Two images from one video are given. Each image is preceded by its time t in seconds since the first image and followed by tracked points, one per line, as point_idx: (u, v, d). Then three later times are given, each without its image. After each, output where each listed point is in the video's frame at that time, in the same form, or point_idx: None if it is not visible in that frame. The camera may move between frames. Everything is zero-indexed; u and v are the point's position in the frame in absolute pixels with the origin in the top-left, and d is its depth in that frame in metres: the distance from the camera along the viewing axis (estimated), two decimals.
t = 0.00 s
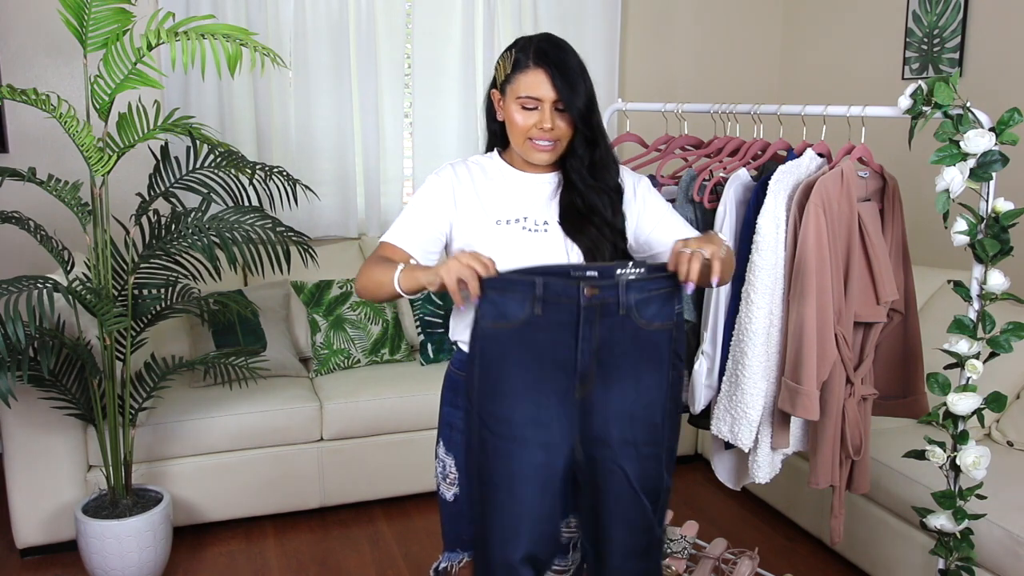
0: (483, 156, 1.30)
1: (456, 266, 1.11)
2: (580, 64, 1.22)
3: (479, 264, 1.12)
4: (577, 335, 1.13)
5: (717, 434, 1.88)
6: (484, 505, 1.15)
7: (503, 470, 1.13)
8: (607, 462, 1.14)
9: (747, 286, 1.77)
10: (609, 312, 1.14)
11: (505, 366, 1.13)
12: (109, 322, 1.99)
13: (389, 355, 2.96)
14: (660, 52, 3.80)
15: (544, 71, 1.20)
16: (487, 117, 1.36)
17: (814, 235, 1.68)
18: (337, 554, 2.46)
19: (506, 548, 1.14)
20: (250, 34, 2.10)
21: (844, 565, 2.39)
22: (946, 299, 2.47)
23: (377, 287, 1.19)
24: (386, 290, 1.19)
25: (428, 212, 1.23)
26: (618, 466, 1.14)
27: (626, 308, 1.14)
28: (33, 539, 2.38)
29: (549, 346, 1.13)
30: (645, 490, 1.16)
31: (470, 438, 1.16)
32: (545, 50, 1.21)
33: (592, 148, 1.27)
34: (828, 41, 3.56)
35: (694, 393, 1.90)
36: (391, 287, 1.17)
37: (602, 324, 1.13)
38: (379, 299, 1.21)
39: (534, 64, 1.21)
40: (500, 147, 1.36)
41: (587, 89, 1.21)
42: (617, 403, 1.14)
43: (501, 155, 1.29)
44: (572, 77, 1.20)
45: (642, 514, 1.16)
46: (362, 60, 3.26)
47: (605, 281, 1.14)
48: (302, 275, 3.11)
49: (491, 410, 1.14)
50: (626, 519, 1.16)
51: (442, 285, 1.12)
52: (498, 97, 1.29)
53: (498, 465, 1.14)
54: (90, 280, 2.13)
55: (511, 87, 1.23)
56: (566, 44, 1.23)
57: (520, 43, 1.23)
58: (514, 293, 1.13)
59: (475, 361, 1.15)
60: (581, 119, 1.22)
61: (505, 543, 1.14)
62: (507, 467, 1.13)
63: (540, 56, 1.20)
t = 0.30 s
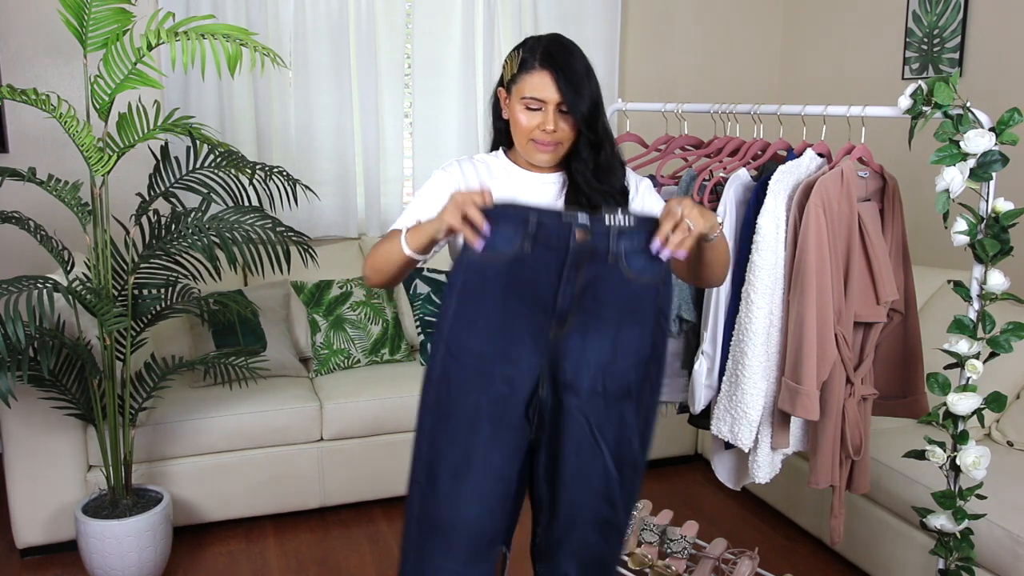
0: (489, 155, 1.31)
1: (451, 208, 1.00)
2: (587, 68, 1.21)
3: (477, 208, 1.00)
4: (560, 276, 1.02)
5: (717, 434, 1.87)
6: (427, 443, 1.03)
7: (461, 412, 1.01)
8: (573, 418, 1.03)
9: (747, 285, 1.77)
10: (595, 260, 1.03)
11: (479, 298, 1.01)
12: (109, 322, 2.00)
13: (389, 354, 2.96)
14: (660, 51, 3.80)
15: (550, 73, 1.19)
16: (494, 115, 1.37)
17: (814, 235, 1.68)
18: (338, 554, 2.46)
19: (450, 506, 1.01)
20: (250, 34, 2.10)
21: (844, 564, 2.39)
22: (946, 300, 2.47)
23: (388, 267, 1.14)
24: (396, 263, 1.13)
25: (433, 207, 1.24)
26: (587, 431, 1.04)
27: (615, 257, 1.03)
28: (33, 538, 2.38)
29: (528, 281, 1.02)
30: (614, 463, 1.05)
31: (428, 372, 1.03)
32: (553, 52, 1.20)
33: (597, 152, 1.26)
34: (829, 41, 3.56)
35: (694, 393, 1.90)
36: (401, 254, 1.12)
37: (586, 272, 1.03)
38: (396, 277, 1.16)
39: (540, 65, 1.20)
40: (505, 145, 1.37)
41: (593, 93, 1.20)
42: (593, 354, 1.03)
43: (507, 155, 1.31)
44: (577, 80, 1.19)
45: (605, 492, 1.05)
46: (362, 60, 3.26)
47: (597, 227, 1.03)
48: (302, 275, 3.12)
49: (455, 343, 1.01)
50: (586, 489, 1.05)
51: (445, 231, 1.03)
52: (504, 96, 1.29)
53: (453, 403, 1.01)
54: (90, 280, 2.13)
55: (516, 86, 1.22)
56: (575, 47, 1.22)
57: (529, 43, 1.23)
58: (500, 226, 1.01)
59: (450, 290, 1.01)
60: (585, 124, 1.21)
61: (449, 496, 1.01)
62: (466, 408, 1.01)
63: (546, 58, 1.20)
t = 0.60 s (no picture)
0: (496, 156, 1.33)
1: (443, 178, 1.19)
2: (589, 69, 1.24)
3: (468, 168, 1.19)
4: (555, 208, 1.20)
5: (717, 434, 1.87)
6: (419, 369, 1.22)
7: (453, 336, 1.21)
8: (573, 350, 1.23)
9: (747, 285, 1.77)
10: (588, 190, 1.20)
11: (479, 235, 1.20)
12: (109, 322, 2.00)
13: (389, 355, 2.97)
14: (660, 51, 3.80)
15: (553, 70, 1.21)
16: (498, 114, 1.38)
17: (814, 235, 1.68)
18: (338, 555, 2.46)
19: (448, 419, 1.21)
20: (250, 34, 2.10)
21: (844, 564, 2.39)
22: (946, 300, 2.47)
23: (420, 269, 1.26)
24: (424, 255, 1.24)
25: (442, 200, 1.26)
26: (582, 356, 1.23)
27: (607, 188, 1.20)
28: (33, 539, 2.38)
29: (525, 219, 1.20)
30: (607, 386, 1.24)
31: (424, 299, 1.21)
32: (556, 52, 1.23)
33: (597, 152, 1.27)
34: (829, 41, 3.56)
35: (694, 393, 1.89)
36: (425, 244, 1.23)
37: (581, 202, 1.20)
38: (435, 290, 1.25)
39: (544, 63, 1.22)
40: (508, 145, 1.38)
41: (594, 93, 1.23)
42: (590, 285, 1.21)
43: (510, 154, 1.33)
44: (579, 80, 1.21)
45: (602, 412, 1.25)
46: (362, 60, 3.26)
47: (588, 155, 1.20)
48: (302, 275, 3.12)
49: (454, 276, 1.21)
50: (582, 408, 1.24)
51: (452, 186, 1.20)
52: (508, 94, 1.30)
53: (445, 335, 1.21)
54: (90, 280, 2.13)
55: (519, 83, 1.24)
56: (578, 49, 1.25)
57: (533, 42, 1.25)
58: (498, 157, 1.19)
59: (448, 228, 1.20)
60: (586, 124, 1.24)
61: (446, 414, 1.21)
62: (460, 335, 1.21)
63: (550, 56, 1.22)
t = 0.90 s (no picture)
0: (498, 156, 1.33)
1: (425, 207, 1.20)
2: (595, 67, 1.22)
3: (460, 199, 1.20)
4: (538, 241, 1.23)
5: (717, 434, 1.87)
6: (421, 385, 1.27)
7: (451, 355, 1.25)
8: (568, 366, 1.24)
9: (747, 285, 1.77)
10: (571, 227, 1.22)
11: (466, 263, 1.24)
12: (109, 322, 2.00)
13: (389, 355, 2.97)
14: (660, 51, 3.80)
15: (557, 68, 1.20)
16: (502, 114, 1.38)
17: (814, 235, 1.68)
18: (338, 555, 2.46)
19: (454, 438, 1.26)
20: (250, 34, 2.10)
21: (844, 564, 2.39)
22: (946, 299, 2.47)
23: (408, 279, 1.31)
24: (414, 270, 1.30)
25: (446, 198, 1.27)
26: (584, 375, 1.24)
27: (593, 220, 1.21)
28: (33, 538, 2.38)
29: (511, 246, 1.24)
30: (614, 405, 1.24)
31: (418, 324, 1.27)
32: (561, 49, 1.21)
33: (603, 151, 1.25)
34: (829, 41, 3.56)
35: (694, 393, 1.89)
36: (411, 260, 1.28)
37: (563, 236, 1.22)
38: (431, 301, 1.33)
39: (548, 60, 1.21)
40: (511, 144, 1.38)
41: (599, 92, 1.21)
42: (581, 305, 1.23)
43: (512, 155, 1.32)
44: (584, 77, 1.20)
45: (614, 436, 1.25)
46: (362, 60, 3.26)
47: (566, 189, 1.20)
48: (302, 275, 3.12)
49: (446, 298, 1.25)
50: (589, 430, 1.25)
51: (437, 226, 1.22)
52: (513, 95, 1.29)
53: (445, 360, 1.25)
54: (90, 280, 2.13)
55: (523, 81, 1.23)
56: (584, 46, 1.23)
57: (537, 41, 1.24)
58: (478, 198, 1.21)
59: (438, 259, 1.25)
60: (590, 121, 1.22)
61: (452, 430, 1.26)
62: (461, 354, 1.25)
63: (554, 53, 1.21)
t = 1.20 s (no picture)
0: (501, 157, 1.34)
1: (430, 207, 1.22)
2: (597, 71, 1.19)
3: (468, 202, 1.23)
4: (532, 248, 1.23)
5: (717, 434, 1.87)
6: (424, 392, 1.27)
7: (450, 361, 1.26)
8: (556, 374, 1.25)
9: (747, 285, 1.77)
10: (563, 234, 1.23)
11: (462, 269, 1.24)
12: (109, 322, 2.00)
13: (389, 355, 2.97)
14: (660, 51, 3.80)
15: (557, 75, 1.18)
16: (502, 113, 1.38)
17: (815, 235, 1.68)
18: (337, 555, 2.46)
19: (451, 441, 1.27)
20: (250, 34, 2.10)
21: (844, 565, 2.39)
22: (946, 299, 2.47)
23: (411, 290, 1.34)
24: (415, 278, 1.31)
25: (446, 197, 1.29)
26: (572, 380, 1.25)
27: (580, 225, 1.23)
28: (33, 538, 2.38)
29: (504, 253, 1.24)
30: (600, 408, 1.26)
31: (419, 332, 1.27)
32: (562, 54, 1.18)
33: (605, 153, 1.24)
34: (828, 41, 3.56)
35: (694, 393, 1.86)
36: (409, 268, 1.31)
37: (556, 242, 1.23)
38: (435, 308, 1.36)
39: (548, 66, 1.18)
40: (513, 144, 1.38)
41: (601, 97, 1.19)
42: (569, 314, 1.23)
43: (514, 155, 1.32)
44: (584, 84, 1.17)
45: (600, 438, 1.26)
46: (362, 60, 3.26)
47: (559, 200, 1.23)
48: (302, 275, 3.11)
49: (444, 305, 1.25)
50: (577, 432, 1.26)
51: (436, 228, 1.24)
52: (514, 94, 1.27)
53: (441, 368, 1.26)
54: (90, 280, 2.13)
55: (524, 86, 1.21)
56: (585, 48, 1.20)
57: (539, 43, 1.21)
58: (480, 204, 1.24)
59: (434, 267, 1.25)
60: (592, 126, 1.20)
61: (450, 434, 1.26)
62: (456, 361, 1.26)
63: (555, 59, 1.18)
